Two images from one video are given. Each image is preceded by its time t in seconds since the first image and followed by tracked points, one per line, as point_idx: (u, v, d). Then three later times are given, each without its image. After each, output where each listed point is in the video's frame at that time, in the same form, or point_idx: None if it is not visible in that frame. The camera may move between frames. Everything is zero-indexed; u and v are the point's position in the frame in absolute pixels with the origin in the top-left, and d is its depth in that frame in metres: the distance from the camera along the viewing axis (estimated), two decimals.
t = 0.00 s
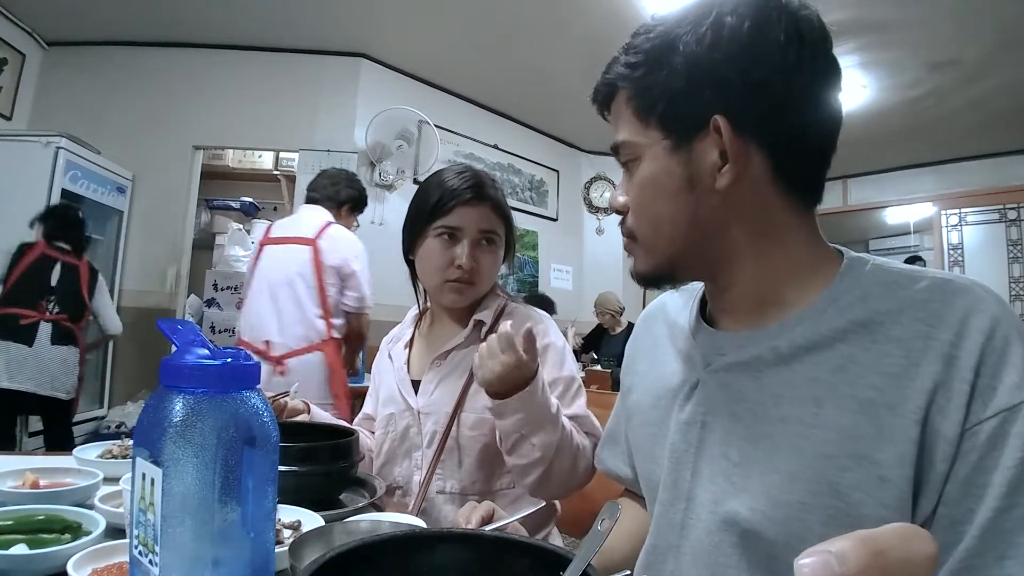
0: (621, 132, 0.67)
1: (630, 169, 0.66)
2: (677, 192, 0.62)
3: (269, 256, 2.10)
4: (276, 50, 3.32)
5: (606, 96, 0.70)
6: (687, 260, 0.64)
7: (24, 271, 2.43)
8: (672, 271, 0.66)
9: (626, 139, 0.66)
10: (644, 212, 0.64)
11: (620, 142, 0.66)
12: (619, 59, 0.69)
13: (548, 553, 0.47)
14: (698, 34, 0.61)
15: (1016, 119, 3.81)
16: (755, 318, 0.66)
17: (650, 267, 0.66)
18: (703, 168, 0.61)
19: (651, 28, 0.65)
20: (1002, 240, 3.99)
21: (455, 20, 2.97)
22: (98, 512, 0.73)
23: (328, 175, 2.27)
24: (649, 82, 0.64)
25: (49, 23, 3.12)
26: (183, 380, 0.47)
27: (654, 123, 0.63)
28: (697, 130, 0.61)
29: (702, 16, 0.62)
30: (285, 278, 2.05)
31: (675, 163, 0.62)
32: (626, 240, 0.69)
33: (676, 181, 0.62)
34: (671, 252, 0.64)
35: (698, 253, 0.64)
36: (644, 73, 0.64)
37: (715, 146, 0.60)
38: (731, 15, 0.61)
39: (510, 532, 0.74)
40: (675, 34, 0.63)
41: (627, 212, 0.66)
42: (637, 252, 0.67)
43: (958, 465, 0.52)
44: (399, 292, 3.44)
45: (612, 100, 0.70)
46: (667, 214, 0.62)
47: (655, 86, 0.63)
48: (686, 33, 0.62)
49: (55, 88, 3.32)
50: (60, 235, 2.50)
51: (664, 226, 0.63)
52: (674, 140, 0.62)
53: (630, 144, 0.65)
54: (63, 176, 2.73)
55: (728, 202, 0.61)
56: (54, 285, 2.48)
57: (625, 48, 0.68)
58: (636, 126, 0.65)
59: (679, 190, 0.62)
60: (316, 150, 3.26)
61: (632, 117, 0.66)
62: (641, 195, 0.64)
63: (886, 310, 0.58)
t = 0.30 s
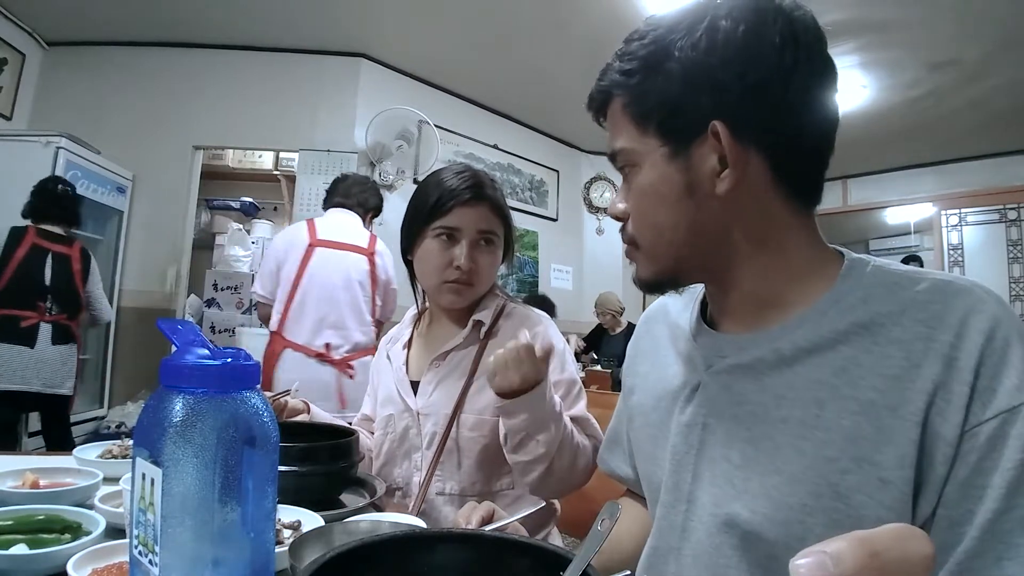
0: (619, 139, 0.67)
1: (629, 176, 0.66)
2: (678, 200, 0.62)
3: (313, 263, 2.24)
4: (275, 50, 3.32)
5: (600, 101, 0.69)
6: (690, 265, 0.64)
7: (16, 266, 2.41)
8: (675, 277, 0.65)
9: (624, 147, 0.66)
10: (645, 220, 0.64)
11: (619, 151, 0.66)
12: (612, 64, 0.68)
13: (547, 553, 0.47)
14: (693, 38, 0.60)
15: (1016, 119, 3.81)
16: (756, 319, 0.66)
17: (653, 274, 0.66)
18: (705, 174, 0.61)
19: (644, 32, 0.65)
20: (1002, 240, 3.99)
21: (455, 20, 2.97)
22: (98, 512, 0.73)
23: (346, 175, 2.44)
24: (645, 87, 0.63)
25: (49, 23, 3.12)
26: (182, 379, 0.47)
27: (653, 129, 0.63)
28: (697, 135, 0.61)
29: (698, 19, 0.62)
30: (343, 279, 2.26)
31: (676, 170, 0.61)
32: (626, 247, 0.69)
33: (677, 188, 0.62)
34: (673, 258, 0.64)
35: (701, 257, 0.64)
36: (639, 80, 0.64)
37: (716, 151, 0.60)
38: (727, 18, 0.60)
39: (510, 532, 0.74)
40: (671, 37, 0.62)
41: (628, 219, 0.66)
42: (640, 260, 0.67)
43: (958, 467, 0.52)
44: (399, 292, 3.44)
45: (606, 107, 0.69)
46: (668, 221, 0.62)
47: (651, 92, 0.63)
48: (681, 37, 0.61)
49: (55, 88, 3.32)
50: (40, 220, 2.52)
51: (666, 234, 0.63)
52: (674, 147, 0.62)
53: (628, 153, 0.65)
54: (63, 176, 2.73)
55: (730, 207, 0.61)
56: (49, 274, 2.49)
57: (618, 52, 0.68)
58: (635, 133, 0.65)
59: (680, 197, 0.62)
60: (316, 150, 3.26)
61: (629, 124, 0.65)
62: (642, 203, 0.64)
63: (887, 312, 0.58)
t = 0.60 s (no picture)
0: (623, 142, 0.66)
1: (633, 179, 0.65)
2: (685, 201, 0.61)
3: (334, 266, 2.28)
4: (276, 50, 3.32)
5: (600, 105, 0.68)
6: (696, 268, 0.64)
7: (37, 273, 2.42)
8: (680, 280, 0.65)
9: (629, 151, 0.65)
10: (651, 222, 0.63)
11: (622, 154, 0.65)
12: (613, 66, 0.68)
13: (547, 553, 0.47)
14: (697, 40, 0.60)
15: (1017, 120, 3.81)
16: (760, 320, 0.66)
17: (659, 277, 0.65)
18: (712, 175, 0.60)
19: (646, 34, 0.64)
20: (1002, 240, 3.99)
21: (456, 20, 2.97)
22: (98, 512, 0.73)
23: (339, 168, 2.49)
24: (649, 89, 0.63)
25: (49, 23, 3.12)
26: (183, 379, 0.47)
27: (658, 131, 0.62)
28: (704, 136, 0.60)
29: (700, 21, 0.61)
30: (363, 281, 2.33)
31: (683, 172, 0.61)
32: (632, 251, 0.68)
33: (684, 190, 0.61)
34: (682, 261, 0.63)
35: (707, 259, 0.63)
36: (643, 83, 0.63)
37: (724, 152, 0.60)
38: (729, 19, 0.60)
39: (511, 532, 0.74)
40: (673, 39, 0.62)
41: (634, 223, 0.65)
42: (646, 263, 0.66)
43: (959, 467, 0.52)
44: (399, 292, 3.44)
45: (607, 112, 0.68)
46: (677, 224, 0.62)
47: (656, 94, 0.62)
48: (685, 39, 0.61)
49: (55, 88, 3.32)
50: (51, 220, 2.50)
51: (672, 236, 0.62)
52: (680, 148, 0.61)
53: (633, 156, 0.64)
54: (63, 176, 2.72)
55: (738, 207, 0.60)
56: (69, 275, 2.51)
57: (619, 54, 0.67)
58: (639, 136, 0.64)
59: (687, 199, 0.61)
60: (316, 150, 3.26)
61: (633, 127, 0.64)
62: (648, 206, 0.63)
63: (888, 313, 0.58)
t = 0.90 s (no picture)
0: (627, 138, 0.65)
1: (638, 176, 0.64)
2: (692, 199, 0.61)
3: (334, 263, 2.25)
4: (275, 50, 3.32)
5: (606, 100, 0.68)
6: (700, 267, 0.63)
7: (34, 270, 2.40)
8: (684, 279, 0.64)
9: (635, 147, 0.64)
10: (656, 219, 0.62)
11: (627, 150, 0.65)
12: (620, 62, 0.67)
13: (545, 553, 0.47)
14: (710, 37, 0.60)
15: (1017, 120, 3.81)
16: (760, 320, 0.66)
17: (664, 275, 0.64)
18: (719, 174, 0.60)
19: (654, 30, 0.64)
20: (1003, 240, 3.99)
21: (456, 20, 2.97)
22: (98, 512, 0.73)
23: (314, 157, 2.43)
24: (658, 86, 0.62)
25: (48, 23, 3.12)
26: (183, 379, 0.47)
27: (665, 127, 0.62)
28: (712, 135, 0.60)
29: (712, 18, 0.61)
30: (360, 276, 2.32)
31: (690, 169, 0.60)
32: (636, 249, 0.67)
33: (691, 187, 0.60)
34: (688, 260, 0.63)
35: (711, 259, 0.63)
36: (652, 78, 0.62)
37: (731, 150, 0.60)
38: (742, 17, 0.60)
39: (510, 532, 0.74)
40: (685, 35, 0.61)
41: (637, 219, 0.65)
42: (650, 262, 0.66)
43: (958, 466, 0.52)
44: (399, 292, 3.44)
45: (612, 107, 0.67)
46: (683, 222, 0.61)
47: (665, 91, 0.62)
48: (697, 36, 0.61)
49: (55, 88, 3.32)
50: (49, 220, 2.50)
51: (677, 234, 0.61)
52: (688, 146, 0.61)
53: (639, 152, 0.63)
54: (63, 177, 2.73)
55: (744, 206, 0.60)
56: (66, 275, 2.51)
57: (626, 49, 0.66)
58: (645, 133, 0.63)
59: (694, 197, 0.60)
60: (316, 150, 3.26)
61: (640, 122, 0.64)
62: (652, 203, 0.62)
63: (887, 313, 0.58)
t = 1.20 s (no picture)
0: (634, 137, 0.65)
1: (645, 176, 0.64)
2: (698, 198, 0.61)
3: (308, 256, 1.80)
4: (276, 50, 3.32)
5: (612, 101, 0.68)
6: (706, 267, 0.63)
7: (20, 269, 2.42)
8: (690, 279, 0.64)
9: (642, 146, 0.64)
10: (662, 219, 0.62)
11: (633, 150, 0.65)
12: (626, 62, 0.67)
13: (546, 551, 0.47)
14: (715, 37, 0.60)
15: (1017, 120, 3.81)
16: (764, 320, 0.66)
17: (672, 274, 0.64)
18: (725, 173, 0.60)
19: (660, 31, 0.64)
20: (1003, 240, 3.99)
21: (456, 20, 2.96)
22: (98, 512, 0.73)
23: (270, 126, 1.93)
24: (664, 86, 0.62)
25: (49, 23, 3.12)
26: (183, 379, 0.47)
27: (673, 127, 0.62)
28: (718, 135, 0.60)
29: (717, 19, 0.61)
30: (327, 272, 1.87)
31: (696, 169, 0.60)
32: (641, 249, 0.67)
33: (697, 187, 0.60)
34: (692, 259, 0.63)
35: (717, 258, 0.63)
36: (657, 78, 0.63)
37: (737, 150, 0.60)
38: (748, 18, 0.60)
39: (510, 532, 0.74)
40: (691, 36, 0.62)
41: (643, 219, 0.65)
42: (657, 262, 0.65)
43: (963, 462, 0.52)
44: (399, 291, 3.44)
45: (618, 107, 0.67)
46: (686, 222, 0.61)
47: (671, 91, 0.62)
48: (702, 36, 0.61)
49: (55, 88, 3.32)
50: (49, 224, 2.56)
51: (683, 232, 0.62)
52: (694, 146, 0.61)
53: (646, 151, 0.63)
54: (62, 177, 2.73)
55: (749, 206, 0.60)
56: (54, 275, 2.51)
57: (632, 49, 0.67)
58: (651, 133, 0.63)
59: (699, 196, 0.60)
60: (316, 150, 3.26)
61: (647, 122, 0.64)
62: (657, 203, 0.62)
63: (892, 310, 0.58)
